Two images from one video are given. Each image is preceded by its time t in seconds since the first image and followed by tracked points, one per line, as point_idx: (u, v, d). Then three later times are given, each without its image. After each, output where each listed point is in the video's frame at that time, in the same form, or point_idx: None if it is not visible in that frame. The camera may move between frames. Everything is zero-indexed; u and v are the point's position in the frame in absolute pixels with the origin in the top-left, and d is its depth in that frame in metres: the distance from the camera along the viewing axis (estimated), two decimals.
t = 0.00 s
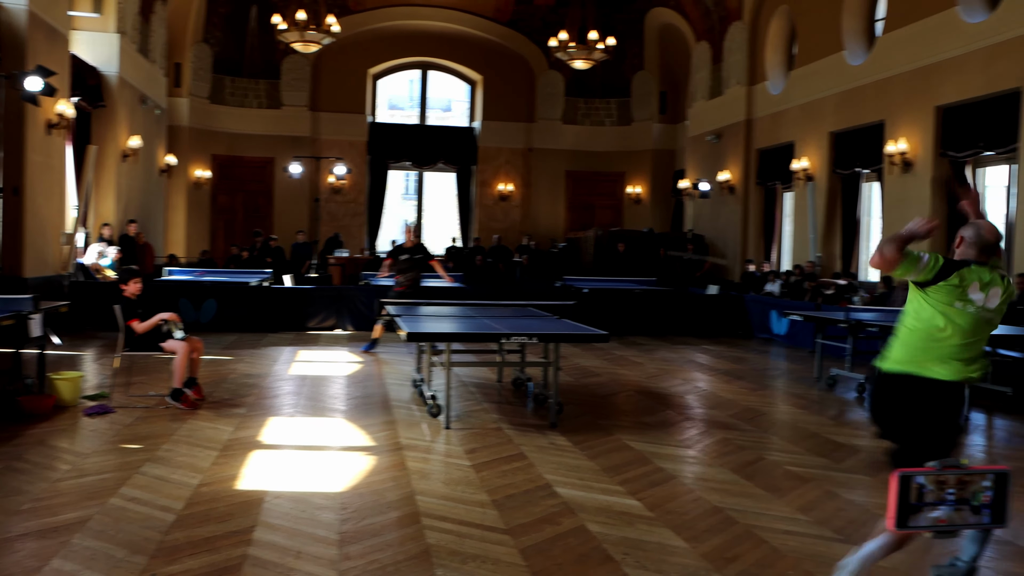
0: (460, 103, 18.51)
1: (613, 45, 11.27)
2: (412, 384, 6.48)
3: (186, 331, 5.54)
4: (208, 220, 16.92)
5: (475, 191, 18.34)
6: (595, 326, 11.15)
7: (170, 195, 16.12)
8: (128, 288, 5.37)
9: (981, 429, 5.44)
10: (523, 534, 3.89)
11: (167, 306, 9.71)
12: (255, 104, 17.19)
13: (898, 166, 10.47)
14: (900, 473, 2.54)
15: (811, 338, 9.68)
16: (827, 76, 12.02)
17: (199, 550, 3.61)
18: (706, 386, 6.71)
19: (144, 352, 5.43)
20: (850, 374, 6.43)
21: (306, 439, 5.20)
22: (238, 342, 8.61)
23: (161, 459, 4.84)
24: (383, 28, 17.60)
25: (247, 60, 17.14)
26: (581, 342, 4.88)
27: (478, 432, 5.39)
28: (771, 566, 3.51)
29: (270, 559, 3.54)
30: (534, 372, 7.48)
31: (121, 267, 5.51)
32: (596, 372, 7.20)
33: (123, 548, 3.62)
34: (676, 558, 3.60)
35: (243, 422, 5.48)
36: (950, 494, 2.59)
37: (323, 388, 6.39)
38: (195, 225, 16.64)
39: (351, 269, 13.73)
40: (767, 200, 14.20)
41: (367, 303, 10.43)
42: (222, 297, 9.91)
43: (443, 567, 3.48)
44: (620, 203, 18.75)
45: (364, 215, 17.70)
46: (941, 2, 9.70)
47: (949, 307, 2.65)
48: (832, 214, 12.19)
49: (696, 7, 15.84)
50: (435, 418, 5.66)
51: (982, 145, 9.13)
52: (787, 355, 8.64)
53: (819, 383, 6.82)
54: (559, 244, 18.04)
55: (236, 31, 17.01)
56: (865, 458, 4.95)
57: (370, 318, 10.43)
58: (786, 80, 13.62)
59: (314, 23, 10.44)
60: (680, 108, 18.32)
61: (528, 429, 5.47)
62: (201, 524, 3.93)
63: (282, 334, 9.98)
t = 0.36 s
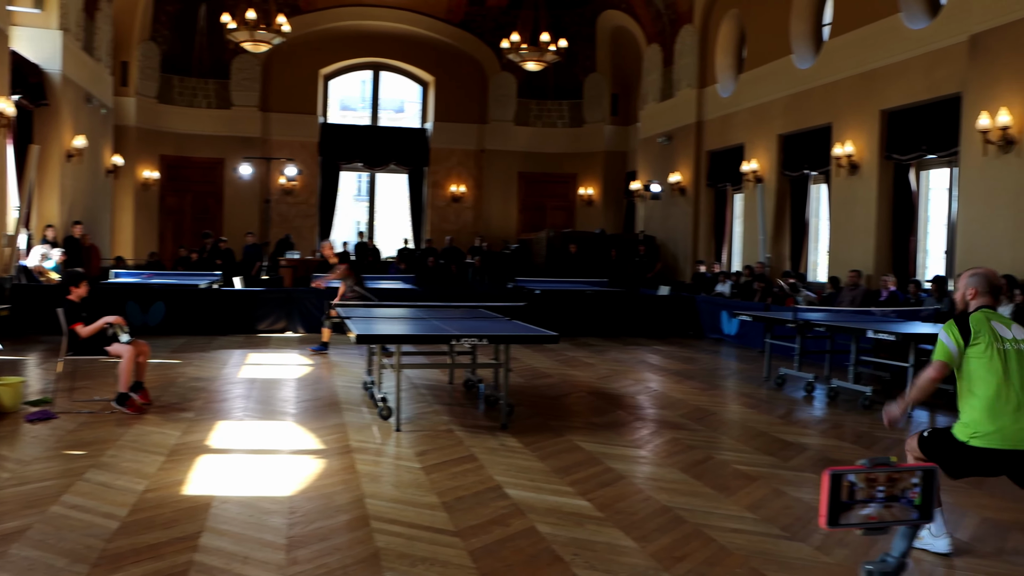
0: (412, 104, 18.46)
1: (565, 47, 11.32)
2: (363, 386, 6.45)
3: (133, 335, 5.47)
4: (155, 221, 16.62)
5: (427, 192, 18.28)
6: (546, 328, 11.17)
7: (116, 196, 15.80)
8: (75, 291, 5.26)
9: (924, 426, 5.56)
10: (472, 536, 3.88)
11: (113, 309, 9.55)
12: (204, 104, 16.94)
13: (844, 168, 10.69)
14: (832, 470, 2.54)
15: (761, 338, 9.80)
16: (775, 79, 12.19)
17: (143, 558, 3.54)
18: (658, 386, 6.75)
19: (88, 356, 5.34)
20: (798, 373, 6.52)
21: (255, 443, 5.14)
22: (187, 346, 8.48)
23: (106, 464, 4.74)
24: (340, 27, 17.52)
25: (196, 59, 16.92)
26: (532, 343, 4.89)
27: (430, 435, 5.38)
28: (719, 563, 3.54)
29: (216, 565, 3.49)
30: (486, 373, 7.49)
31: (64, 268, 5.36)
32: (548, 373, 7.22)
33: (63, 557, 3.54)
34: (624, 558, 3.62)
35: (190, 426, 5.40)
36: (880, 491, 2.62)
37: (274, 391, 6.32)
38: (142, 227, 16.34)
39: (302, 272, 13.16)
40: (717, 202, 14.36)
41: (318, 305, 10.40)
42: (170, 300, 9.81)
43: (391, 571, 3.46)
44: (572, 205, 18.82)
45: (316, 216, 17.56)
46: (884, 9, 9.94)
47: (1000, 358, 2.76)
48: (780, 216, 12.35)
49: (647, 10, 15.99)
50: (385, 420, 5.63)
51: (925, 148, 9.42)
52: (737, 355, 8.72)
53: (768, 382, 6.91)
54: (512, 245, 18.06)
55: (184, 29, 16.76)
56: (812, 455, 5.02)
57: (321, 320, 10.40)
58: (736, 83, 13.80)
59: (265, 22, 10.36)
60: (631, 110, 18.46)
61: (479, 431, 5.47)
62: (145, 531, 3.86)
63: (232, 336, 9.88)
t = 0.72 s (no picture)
0: (375, 105, 18.45)
1: (527, 48, 11.32)
2: (324, 388, 6.43)
3: (90, 337, 5.45)
4: (114, 222, 16.35)
5: (389, 193, 18.27)
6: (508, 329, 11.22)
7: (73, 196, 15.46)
8: (30, 293, 5.19)
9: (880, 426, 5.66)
10: (432, 538, 3.85)
11: (69, 311, 9.55)
12: (163, 102, 16.69)
13: (804, 170, 10.83)
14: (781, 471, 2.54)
15: (722, 339, 9.87)
16: (737, 81, 12.29)
17: (97, 564, 3.46)
18: (620, 387, 6.78)
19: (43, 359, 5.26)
20: (759, 373, 6.60)
21: (214, 446, 5.10)
22: (146, 348, 8.39)
23: (60, 469, 4.64)
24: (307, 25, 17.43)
25: (155, 58, 16.69)
26: (493, 345, 4.89)
27: (391, 437, 5.36)
28: (678, 563, 3.56)
29: (171, 571, 3.42)
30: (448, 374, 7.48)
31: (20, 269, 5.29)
32: (510, 374, 7.22)
33: (13, 565, 3.44)
34: (584, 559, 3.62)
35: (148, 430, 5.34)
36: (829, 492, 2.62)
37: (234, 393, 6.28)
38: (100, 228, 16.05)
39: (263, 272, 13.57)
40: (679, 204, 14.47)
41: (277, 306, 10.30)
42: (128, 301, 9.79)
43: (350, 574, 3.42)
44: (535, 206, 18.86)
45: (278, 217, 17.46)
46: (842, 13, 10.07)
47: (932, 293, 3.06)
48: (741, 218, 12.48)
49: (610, 12, 16.05)
50: (345, 422, 5.61)
51: (882, 151, 9.60)
52: (699, 356, 8.93)
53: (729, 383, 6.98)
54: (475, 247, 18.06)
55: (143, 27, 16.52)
56: (771, 455, 5.07)
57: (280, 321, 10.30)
58: (697, 85, 13.91)
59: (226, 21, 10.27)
60: (594, 112, 18.53)
61: (440, 432, 5.47)
62: (100, 537, 3.77)
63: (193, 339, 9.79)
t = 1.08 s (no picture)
0: (344, 105, 18.46)
1: (497, 49, 11.30)
2: (292, 391, 6.40)
3: (52, 339, 5.41)
4: (80, 223, 16.10)
5: (358, 194, 18.25)
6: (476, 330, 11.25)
7: (37, 196, 15.16)
8: None
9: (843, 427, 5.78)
10: (399, 540, 3.82)
11: (33, 312, 9.44)
12: (129, 102, 16.49)
13: (771, 172, 10.94)
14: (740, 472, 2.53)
15: (690, 339, 9.93)
16: (705, 82, 12.36)
17: (59, 569, 3.36)
18: (589, 388, 6.81)
19: (5, 361, 5.22)
20: (726, 374, 6.66)
21: (180, 449, 5.05)
22: (111, 350, 8.30)
23: (21, 473, 4.55)
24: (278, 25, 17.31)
25: (121, 57, 16.49)
26: (461, 346, 4.87)
27: (358, 439, 5.35)
28: (644, 565, 3.57)
29: None
30: (417, 376, 7.48)
31: None
32: (478, 375, 7.22)
33: None
34: (551, 560, 3.61)
35: (111, 433, 5.29)
36: (788, 493, 2.61)
37: (201, 396, 6.23)
38: (66, 229, 15.79)
39: (232, 274, 13.50)
40: (648, 205, 14.56)
41: (245, 307, 10.23)
42: (93, 303, 9.73)
43: None
44: (504, 207, 18.88)
45: (245, 218, 17.40)
46: (809, 17, 10.17)
47: (852, 348, 2.84)
48: (709, 219, 12.57)
49: (578, 14, 16.11)
50: (313, 424, 5.60)
51: (849, 153, 9.72)
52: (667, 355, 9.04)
53: (698, 384, 7.04)
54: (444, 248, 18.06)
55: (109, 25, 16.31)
56: (738, 455, 5.10)
57: (248, 322, 10.24)
58: (665, 87, 13.99)
59: (193, 20, 10.18)
60: (563, 113, 18.59)
61: (408, 434, 5.47)
62: (62, 541, 3.67)
63: (160, 341, 9.70)
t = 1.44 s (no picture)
0: (322, 106, 18.41)
1: (474, 50, 11.29)
2: (269, 393, 6.38)
3: (24, 341, 5.38)
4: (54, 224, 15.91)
5: (336, 196, 18.21)
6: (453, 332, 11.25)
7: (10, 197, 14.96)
8: None
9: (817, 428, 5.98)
10: (375, 543, 3.82)
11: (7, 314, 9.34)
12: (104, 102, 16.35)
13: (748, 173, 10.99)
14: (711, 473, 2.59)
15: (668, 341, 9.97)
16: (682, 84, 12.40)
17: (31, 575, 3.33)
18: (567, 389, 6.82)
19: None
20: (704, 375, 6.70)
21: (155, 452, 5.02)
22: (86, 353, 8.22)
23: None
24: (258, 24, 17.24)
25: (95, 57, 16.31)
26: (439, 348, 4.84)
27: (335, 441, 5.34)
28: (621, 566, 3.58)
29: None
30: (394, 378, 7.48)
31: None
32: (456, 377, 7.22)
33: None
34: (528, 561, 3.62)
35: (86, 436, 5.25)
36: (760, 494, 2.66)
37: (178, 398, 6.19)
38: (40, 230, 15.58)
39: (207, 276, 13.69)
40: (626, 206, 14.60)
41: (222, 309, 10.17)
42: (68, 305, 9.67)
43: None
44: (482, 208, 18.88)
45: (221, 219, 17.31)
46: (785, 18, 10.24)
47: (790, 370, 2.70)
48: (686, 220, 12.61)
49: (556, 15, 16.12)
50: (290, 426, 5.58)
51: (824, 154, 9.80)
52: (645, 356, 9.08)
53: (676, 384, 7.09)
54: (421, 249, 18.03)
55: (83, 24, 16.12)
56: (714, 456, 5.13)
57: (225, 324, 10.18)
58: (643, 88, 14.03)
59: (168, 20, 10.11)
60: (540, 114, 18.58)
61: (386, 436, 5.46)
62: (34, 546, 3.64)
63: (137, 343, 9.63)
